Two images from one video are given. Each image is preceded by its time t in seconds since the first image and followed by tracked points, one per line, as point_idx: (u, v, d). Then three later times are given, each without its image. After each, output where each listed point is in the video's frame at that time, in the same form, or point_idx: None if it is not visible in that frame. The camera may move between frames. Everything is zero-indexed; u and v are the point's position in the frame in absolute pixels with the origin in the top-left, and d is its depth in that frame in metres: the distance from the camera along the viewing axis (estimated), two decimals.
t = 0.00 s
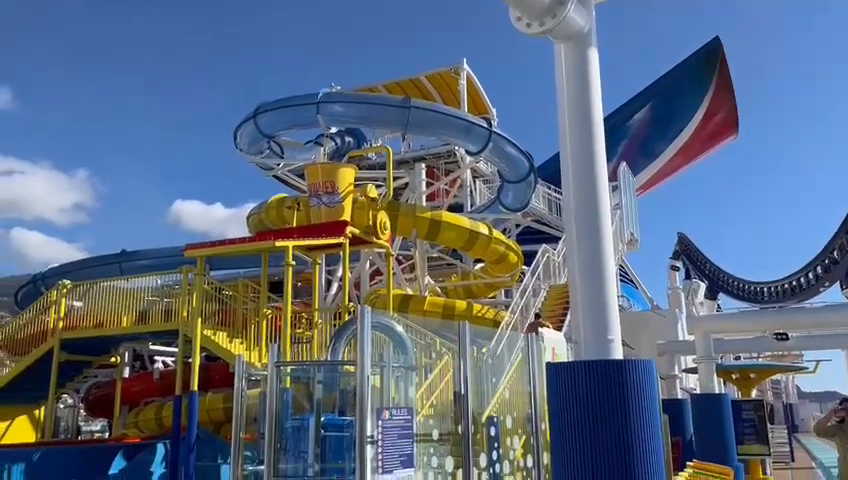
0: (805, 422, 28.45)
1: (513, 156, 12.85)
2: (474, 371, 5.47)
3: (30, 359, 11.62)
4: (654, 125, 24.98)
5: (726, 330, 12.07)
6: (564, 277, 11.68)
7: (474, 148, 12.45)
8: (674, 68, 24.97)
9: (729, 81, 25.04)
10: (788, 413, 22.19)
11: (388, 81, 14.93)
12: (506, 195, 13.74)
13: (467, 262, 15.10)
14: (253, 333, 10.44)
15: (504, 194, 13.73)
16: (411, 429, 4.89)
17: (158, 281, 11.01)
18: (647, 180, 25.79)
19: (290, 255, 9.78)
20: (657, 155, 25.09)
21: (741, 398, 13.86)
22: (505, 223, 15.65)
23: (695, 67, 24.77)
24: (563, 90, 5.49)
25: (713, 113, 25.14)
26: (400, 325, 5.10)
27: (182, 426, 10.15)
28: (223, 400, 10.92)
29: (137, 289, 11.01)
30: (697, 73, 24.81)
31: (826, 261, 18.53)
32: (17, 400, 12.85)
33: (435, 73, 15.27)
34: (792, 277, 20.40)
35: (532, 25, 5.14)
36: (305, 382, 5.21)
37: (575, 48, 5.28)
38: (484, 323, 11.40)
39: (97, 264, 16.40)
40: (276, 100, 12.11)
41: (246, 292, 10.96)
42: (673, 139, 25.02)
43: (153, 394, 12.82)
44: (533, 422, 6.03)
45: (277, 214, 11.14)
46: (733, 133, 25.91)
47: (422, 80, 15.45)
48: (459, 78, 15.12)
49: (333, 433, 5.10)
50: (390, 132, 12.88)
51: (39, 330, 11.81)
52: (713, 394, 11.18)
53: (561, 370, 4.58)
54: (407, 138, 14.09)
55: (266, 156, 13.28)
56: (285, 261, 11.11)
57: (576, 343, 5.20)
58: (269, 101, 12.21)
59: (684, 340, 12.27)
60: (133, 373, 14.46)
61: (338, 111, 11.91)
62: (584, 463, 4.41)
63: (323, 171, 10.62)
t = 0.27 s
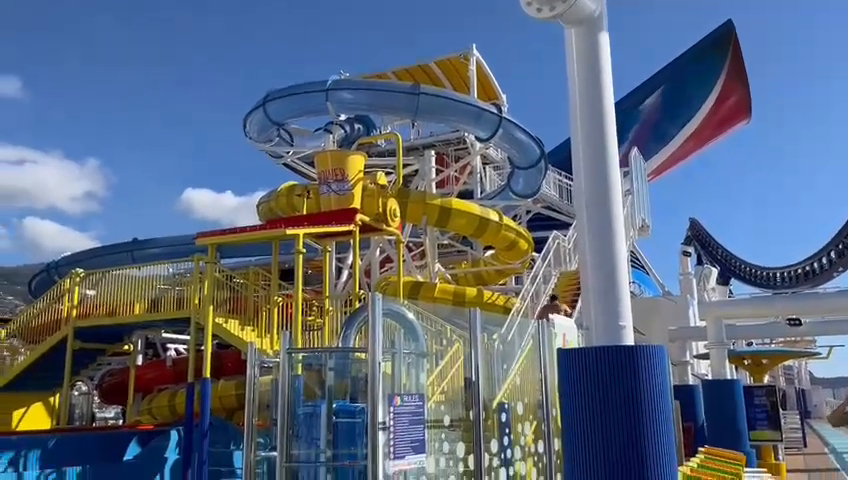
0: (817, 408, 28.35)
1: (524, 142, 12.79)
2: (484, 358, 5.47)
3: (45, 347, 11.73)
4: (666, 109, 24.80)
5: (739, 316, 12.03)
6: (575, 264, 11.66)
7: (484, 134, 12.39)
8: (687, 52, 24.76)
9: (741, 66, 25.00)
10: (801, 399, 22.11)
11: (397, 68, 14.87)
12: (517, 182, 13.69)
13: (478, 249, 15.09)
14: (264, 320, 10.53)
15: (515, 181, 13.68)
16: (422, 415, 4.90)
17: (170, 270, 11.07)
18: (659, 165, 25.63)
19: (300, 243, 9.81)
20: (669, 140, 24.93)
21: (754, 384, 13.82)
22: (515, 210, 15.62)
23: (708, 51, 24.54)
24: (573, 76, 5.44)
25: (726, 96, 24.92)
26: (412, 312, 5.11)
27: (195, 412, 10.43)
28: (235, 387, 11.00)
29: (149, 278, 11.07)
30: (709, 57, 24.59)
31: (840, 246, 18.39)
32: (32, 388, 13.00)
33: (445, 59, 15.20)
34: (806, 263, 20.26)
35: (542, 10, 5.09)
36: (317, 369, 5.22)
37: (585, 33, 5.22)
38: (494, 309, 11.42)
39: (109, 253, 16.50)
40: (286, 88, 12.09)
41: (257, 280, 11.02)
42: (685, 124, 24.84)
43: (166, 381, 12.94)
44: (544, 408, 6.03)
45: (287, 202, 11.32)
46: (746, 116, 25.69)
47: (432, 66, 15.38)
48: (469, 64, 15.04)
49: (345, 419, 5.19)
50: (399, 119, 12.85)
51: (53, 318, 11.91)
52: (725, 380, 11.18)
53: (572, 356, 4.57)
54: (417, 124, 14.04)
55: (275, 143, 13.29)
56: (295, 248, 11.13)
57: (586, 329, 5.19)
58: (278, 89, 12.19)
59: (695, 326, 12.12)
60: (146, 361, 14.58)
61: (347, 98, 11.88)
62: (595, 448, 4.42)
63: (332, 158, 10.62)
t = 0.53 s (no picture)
0: (834, 393, 28.16)
1: (537, 128, 12.73)
2: (497, 344, 5.48)
3: (63, 336, 11.87)
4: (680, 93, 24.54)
5: (754, 301, 11.95)
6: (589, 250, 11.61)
7: (496, 120, 12.35)
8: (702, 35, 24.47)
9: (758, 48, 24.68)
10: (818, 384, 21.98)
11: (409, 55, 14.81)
12: (530, 168, 13.62)
13: (490, 236, 15.07)
14: (279, 307, 10.53)
15: (528, 167, 13.62)
16: (436, 401, 4.92)
17: (184, 259, 11.14)
18: (673, 150, 25.39)
19: (314, 231, 9.84)
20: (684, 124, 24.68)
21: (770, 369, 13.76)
22: (528, 196, 15.56)
23: (723, 34, 24.23)
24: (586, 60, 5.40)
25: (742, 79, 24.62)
26: (425, 299, 5.13)
27: (212, 399, 10.57)
28: (250, 375, 11.09)
29: (165, 267, 11.16)
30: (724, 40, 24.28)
31: None
32: (52, 377, 13.19)
33: (457, 45, 15.12)
34: (822, 247, 20.08)
35: None
36: (332, 356, 5.25)
37: (598, 17, 5.17)
38: (508, 296, 11.42)
39: (124, 242, 16.64)
40: (298, 76, 12.09)
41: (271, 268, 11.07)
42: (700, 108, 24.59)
43: (182, 369, 13.08)
44: (558, 394, 6.04)
45: (300, 190, 11.35)
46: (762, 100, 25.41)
47: (444, 52, 15.31)
48: (481, 49, 14.96)
49: (360, 405, 5.18)
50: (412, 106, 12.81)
51: (71, 307, 12.04)
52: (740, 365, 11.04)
53: (585, 342, 4.57)
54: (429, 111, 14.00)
55: (287, 132, 13.31)
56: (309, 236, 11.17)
57: (600, 314, 5.18)
58: (290, 77, 12.19)
59: (708, 311, 12.13)
60: (162, 349, 14.73)
61: (359, 86, 11.86)
62: (609, 433, 4.42)
63: (345, 145, 10.60)
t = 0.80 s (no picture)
0: None
1: (552, 115, 12.66)
2: (513, 331, 5.49)
3: (85, 326, 12.06)
4: (698, 78, 24.28)
5: (773, 287, 11.87)
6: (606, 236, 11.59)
7: (511, 107, 12.31)
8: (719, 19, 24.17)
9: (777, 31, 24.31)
10: (839, 371, 21.76)
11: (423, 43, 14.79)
12: (546, 155, 13.57)
13: (507, 223, 15.05)
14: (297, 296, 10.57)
15: (544, 154, 13.57)
16: (453, 389, 4.95)
17: (203, 249, 11.25)
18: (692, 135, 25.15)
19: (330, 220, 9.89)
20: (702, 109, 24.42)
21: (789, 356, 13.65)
22: (544, 183, 15.51)
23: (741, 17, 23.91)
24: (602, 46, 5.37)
25: (761, 63, 24.29)
26: (441, 287, 5.15)
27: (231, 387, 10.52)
28: (269, 363, 11.20)
29: (184, 257, 11.28)
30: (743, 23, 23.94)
31: None
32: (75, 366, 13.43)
33: (471, 32, 15.06)
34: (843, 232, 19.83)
35: None
36: (350, 344, 5.30)
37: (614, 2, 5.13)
38: (525, 283, 11.41)
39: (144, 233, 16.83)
40: (313, 65, 12.11)
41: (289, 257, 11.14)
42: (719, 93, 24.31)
43: (202, 358, 13.25)
44: (575, 381, 6.06)
45: (316, 179, 11.41)
46: (782, 83, 25.05)
47: (458, 39, 15.26)
48: (496, 36, 14.89)
49: (378, 392, 5.23)
50: (426, 94, 12.80)
51: (92, 297, 12.22)
52: (758, 352, 10.94)
53: (600, 328, 4.58)
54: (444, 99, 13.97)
55: (303, 121, 13.36)
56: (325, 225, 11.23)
57: (617, 301, 5.18)
58: (305, 66, 12.22)
59: (727, 297, 12.04)
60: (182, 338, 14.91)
61: (374, 74, 11.85)
62: (626, 418, 4.44)
63: (360, 134, 10.61)
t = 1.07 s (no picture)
0: None
1: (570, 103, 12.58)
2: (532, 321, 5.48)
3: (108, 318, 12.23)
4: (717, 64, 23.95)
5: (797, 275, 11.63)
6: (625, 225, 11.50)
7: (529, 96, 12.24)
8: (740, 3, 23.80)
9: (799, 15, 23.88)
10: None
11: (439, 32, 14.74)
12: (564, 143, 13.49)
13: (525, 213, 15.00)
14: (316, 287, 10.65)
15: (562, 142, 13.49)
16: (473, 378, 4.97)
17: (223, 241, 11.34)
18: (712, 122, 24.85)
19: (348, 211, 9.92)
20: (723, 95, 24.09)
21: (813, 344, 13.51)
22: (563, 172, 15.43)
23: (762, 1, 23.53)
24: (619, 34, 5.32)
25: (782, 47, 23.88)
26: (459, 277, 5.14)
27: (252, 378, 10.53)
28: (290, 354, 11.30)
29: (204, 249, 11.39)
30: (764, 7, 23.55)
31: None
32: (99, 358, 13.66)
33: (488, 21, 14.98)
34: None
35: None
36: (369, 334, 5.33)
37: None
38: (544, 273, 11.38)
39: (165, 226, 17.00)
40: (329, 57, 12.13)
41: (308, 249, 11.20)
42: (739, 78, 23.96)
43: (223, 349, 13.40)
44: (595, 370, 6.04)
45: (334, 171, 11.45)
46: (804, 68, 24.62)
47: (475, 29, 15.19)
48: (513, 25, 14.80)
49: (398, 382, 5.27)
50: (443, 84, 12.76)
51: (115, 290, 12.39)
52: (780, 340, 10.86)
53: (620, 317, 4.56)
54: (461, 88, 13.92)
55: (320, 113, 13.39)
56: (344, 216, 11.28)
57: (637, 289, 5.15)
58: (322, 58, 12.24)
59: (749, 285, 11.90)
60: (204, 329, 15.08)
61: (390, 65, 11.84)
62: (646, 406, 4.42)
63: (377, 126, 10.65)
